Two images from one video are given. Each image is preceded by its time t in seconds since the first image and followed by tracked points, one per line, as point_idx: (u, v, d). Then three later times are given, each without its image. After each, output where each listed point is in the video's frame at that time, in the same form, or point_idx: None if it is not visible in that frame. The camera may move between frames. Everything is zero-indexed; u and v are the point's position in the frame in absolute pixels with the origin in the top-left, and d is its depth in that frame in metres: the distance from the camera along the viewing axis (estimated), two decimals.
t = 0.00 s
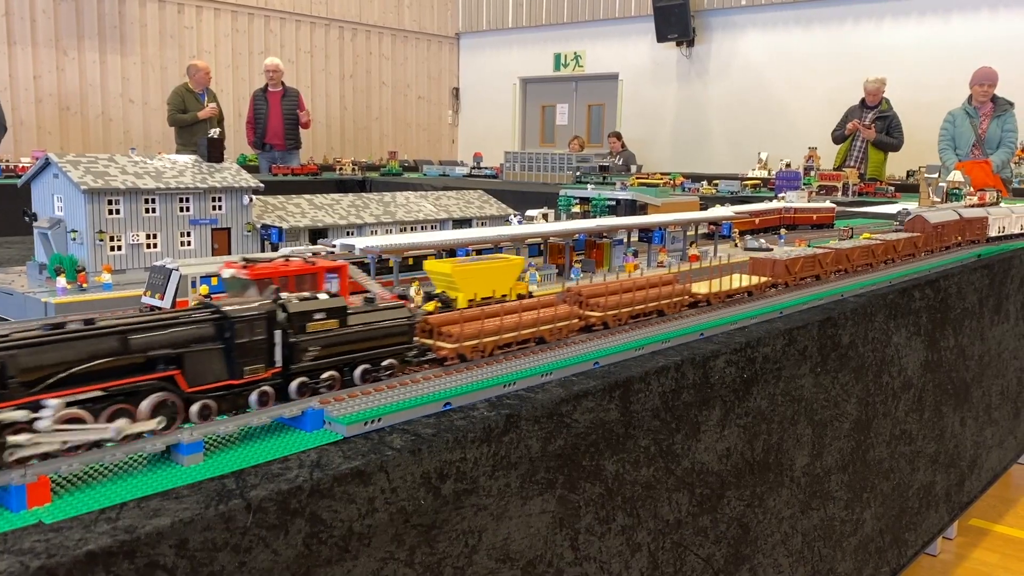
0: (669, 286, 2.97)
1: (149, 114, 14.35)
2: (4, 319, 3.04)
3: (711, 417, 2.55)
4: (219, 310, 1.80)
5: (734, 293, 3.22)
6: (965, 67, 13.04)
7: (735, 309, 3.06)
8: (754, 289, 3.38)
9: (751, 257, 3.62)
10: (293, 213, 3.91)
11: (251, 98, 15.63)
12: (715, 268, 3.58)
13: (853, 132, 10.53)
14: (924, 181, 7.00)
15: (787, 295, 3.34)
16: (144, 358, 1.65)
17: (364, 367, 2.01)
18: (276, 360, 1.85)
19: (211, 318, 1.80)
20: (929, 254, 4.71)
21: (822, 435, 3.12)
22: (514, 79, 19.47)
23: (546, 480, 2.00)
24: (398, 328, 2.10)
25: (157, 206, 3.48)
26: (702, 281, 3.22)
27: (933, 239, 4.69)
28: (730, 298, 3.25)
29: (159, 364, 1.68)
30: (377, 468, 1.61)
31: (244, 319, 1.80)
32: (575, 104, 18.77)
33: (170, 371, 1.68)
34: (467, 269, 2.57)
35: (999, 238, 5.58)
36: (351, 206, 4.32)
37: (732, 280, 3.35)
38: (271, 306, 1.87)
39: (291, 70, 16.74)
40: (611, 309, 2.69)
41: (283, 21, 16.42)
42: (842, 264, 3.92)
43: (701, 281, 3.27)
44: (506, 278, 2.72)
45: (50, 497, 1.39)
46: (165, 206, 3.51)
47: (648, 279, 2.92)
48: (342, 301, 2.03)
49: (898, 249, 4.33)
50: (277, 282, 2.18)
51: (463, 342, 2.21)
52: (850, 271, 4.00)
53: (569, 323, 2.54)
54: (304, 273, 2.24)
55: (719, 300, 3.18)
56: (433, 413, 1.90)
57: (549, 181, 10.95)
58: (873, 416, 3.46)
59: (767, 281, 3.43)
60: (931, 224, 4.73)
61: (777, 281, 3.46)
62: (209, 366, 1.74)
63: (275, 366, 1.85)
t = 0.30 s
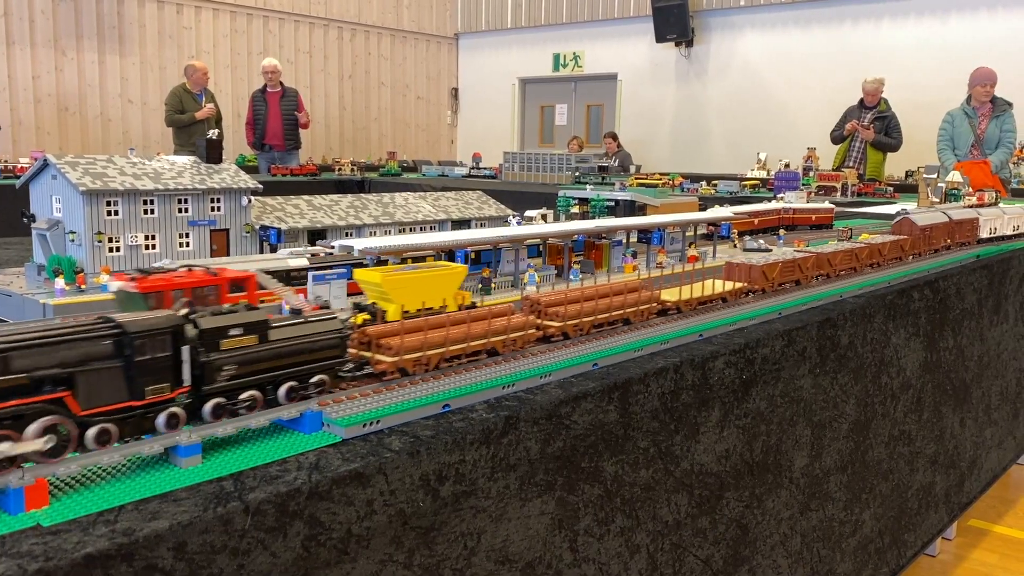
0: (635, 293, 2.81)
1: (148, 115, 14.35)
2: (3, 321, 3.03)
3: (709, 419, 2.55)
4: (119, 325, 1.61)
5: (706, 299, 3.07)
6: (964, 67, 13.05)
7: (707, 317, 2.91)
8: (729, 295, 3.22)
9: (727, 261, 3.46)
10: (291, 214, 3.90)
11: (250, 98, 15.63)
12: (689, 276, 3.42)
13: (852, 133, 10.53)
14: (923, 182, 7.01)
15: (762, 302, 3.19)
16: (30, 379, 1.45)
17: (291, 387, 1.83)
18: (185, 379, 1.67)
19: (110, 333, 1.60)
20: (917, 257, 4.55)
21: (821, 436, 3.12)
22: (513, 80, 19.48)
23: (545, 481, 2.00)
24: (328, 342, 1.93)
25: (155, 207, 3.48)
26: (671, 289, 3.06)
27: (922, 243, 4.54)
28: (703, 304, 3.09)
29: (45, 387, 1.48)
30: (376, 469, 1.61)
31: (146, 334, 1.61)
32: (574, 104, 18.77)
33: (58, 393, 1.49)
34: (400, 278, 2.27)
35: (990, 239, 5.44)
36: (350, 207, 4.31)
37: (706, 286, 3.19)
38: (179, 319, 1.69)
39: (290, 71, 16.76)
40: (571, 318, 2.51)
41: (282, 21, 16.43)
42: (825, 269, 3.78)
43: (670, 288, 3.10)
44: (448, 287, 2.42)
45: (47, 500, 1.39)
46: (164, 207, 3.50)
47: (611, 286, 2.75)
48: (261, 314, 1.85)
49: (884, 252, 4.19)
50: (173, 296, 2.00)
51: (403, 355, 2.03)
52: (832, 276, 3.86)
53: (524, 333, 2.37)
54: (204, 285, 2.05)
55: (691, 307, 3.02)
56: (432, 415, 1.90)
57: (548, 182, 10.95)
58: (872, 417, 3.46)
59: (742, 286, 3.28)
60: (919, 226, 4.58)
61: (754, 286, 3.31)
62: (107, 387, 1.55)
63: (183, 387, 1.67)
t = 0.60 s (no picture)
0: (599, 301, 2.65)
1: (148, 115, 14.35)
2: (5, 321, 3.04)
3: (710, 419, 2.55)
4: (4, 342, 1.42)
5: (679, 306, 2.92)
6: (964, 67, 13.06)
7: (678, 325, 2.76)
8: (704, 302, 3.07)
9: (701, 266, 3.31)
10: (292, 214, 3.87)
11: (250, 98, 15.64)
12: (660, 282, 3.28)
13: (851, 133, 10.53)
14: (923, 182, 7.01)
15: (738, 309, 3.05)
16: None
17: (206, 407, 1.65)
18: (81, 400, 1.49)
19: None
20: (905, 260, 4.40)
21: (821, 436, 3.11)
22: (512, 80, 19.49)
23: (546, 481, 2.00)
24: (250, 356, 1.75)
25: (156, 208, 3.47)
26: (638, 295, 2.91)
27: (911, 245, 4.40)
28: (676, 310, 2.93)
29: None
30: (377, 469, 1.61)
31: (34, 353, 1.42)
32: (573, 105, 18.76)
33: None
34: (322, 287, 2.14)
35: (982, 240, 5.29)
36: (350, 207, 4.29)
37: (678, 292, 3.03)
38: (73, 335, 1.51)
39: (290, 71, 16.78)
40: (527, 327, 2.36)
41: (282, 21, 16.43)
42: (807, 273, 3.64)
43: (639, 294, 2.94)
44: (381, 297, 2.28)
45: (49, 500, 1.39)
46: (164, 208, 3.49)
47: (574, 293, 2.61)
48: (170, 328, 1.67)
49: (868, 256, 4.07)
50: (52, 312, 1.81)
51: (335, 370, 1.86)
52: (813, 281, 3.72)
53: (475, 343, 2.22)
54: (89, 298, 1.87)
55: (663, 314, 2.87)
56: (434, 415, 1.90)
57: (549, 182, 10.95)
58: (872, 417, 3.46)
59: (717, 292, 3.14)
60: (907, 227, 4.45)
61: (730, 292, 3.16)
62: None
63: (80, 409, 1.50)
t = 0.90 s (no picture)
0: (562, 311, 2.54)
1: (149, 117, 14.36)
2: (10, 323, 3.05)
3: (713, 420, 2.56)
4: None
5: (650, 314, 2.80)
6: (964, 68, 13.07)
7: (648, 334, 2.65)
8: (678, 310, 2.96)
9: (676, 272, 3.20)
10: (295, 216, 3.84)
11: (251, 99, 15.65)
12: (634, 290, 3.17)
13: (851, 134, 10.54)
14: (924, 183, 7.02)
15: (713, 317, 2.93)
16: None
17: (114, 432, 1.53)
18: None
19: None
20: (894, 264, 4.30)
21: (824, 437, 3.12)
22: (513, 81, 19.50)
23: (550, 483, 2.01)
24: (162, 377, 1.64)
25: (160, 210, 3.48)
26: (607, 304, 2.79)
27: (900, 248, 4.32)
28: (646, 319, 2.81)
29: None
30: (384, 471, 1.62)
31: None
32: (574, 106, 18.78)
33: None
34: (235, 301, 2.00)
35: (974, 242, 5.17)
36: (353, 209, 4.27)
37: (649, 299, 2.91)
38: None
39: (291, 72, 16.80)
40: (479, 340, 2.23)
41: (282, 23, 16.45)
42: (789, 279, 3.54)
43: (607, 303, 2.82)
44: (304, 309, 2.15)
45: (59, 502, 1.40)
46: (169, 210, 3.50)
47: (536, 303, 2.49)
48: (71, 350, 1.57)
49: (855, 260, 3.96)
50: None
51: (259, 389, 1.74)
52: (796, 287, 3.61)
53: (423, 356, 2.07)
54: None
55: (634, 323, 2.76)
56: (439, 417, 1.90)
57: (550, 183, 10.95)
58: (874, 418, 3.46)
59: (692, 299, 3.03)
60: (894, 231, 4.36)
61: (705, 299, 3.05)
62: None
63: None
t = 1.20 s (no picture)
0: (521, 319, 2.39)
1: (150, 118, 14.38)
2: (13, 324, 3.05)
3: (716, 419, 2.56)
4: None
5: (617, 322, 2.66)
6: (964, 68, 13.07)
7: (627, 339, 2.57)
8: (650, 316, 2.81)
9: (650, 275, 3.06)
10: (297, 217, 3.82)
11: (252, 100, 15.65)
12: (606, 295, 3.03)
13: (852, 135, 10.55)
14: (925, 183, 7.02)
15: (686, 324, 2.79)
16: None
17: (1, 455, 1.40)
18: None
19: None
20: (882, 267, 4.19)
21: (826, 436, 3.12)
22: (515, 82, 19.50)
23: (553, 482, 2.01)
24: (55, 398, 1.52)
25: (163, 211, 3.48)
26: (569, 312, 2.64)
27: (889, 250, 4.19)
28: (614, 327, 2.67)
29: None
30: (387, 470, 1.62)
31: None
32: (575, 106, 18.78)
33: None
34: (130, 316, 1.79)
35: (966, 243, 5.06)
36: (355, 209, 4.25)
37: (616, 306, 2.77)
38: None
39: (292, 73, 16.80)
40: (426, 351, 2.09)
41: (284, 24, 16.47)
42: (773, 283, 3.40)
43: (570, 310, 2.67)
44: (214, 324, 1.95)
45: (63, 502, 1.40)
46: (171, 210, 3.51)
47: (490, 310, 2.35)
48: None
49: (839, 263, 3.84)
50: None
51: (170, 409, 1.57)
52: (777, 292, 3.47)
53: (360, 369, 1.92)
54: None
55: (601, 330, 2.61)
56: (441, 417, 1.91)
57: (551, 184, 10.96)
58: (877, 417, 3.47)
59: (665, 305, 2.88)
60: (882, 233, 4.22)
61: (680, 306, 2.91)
62: None
63: None
